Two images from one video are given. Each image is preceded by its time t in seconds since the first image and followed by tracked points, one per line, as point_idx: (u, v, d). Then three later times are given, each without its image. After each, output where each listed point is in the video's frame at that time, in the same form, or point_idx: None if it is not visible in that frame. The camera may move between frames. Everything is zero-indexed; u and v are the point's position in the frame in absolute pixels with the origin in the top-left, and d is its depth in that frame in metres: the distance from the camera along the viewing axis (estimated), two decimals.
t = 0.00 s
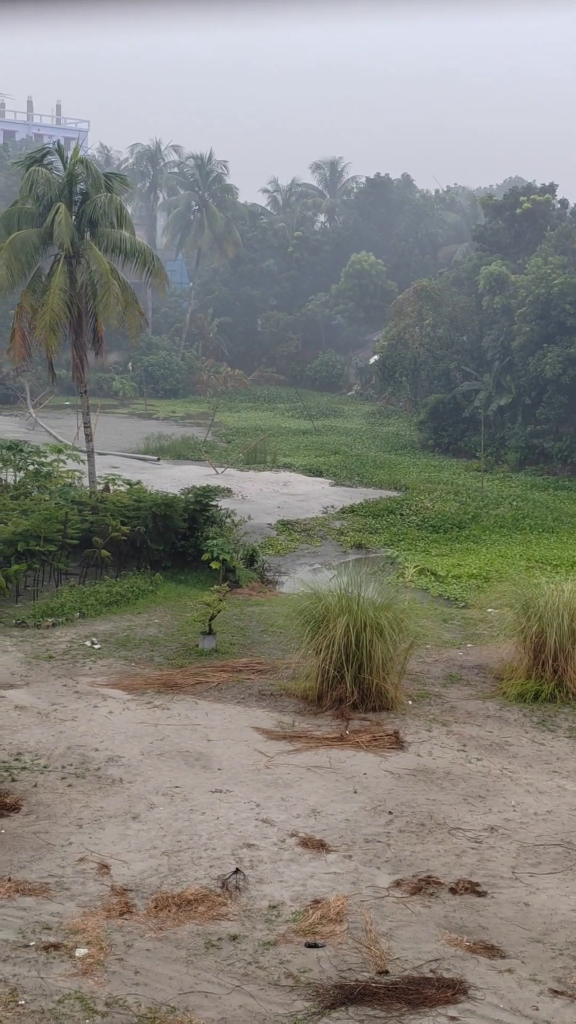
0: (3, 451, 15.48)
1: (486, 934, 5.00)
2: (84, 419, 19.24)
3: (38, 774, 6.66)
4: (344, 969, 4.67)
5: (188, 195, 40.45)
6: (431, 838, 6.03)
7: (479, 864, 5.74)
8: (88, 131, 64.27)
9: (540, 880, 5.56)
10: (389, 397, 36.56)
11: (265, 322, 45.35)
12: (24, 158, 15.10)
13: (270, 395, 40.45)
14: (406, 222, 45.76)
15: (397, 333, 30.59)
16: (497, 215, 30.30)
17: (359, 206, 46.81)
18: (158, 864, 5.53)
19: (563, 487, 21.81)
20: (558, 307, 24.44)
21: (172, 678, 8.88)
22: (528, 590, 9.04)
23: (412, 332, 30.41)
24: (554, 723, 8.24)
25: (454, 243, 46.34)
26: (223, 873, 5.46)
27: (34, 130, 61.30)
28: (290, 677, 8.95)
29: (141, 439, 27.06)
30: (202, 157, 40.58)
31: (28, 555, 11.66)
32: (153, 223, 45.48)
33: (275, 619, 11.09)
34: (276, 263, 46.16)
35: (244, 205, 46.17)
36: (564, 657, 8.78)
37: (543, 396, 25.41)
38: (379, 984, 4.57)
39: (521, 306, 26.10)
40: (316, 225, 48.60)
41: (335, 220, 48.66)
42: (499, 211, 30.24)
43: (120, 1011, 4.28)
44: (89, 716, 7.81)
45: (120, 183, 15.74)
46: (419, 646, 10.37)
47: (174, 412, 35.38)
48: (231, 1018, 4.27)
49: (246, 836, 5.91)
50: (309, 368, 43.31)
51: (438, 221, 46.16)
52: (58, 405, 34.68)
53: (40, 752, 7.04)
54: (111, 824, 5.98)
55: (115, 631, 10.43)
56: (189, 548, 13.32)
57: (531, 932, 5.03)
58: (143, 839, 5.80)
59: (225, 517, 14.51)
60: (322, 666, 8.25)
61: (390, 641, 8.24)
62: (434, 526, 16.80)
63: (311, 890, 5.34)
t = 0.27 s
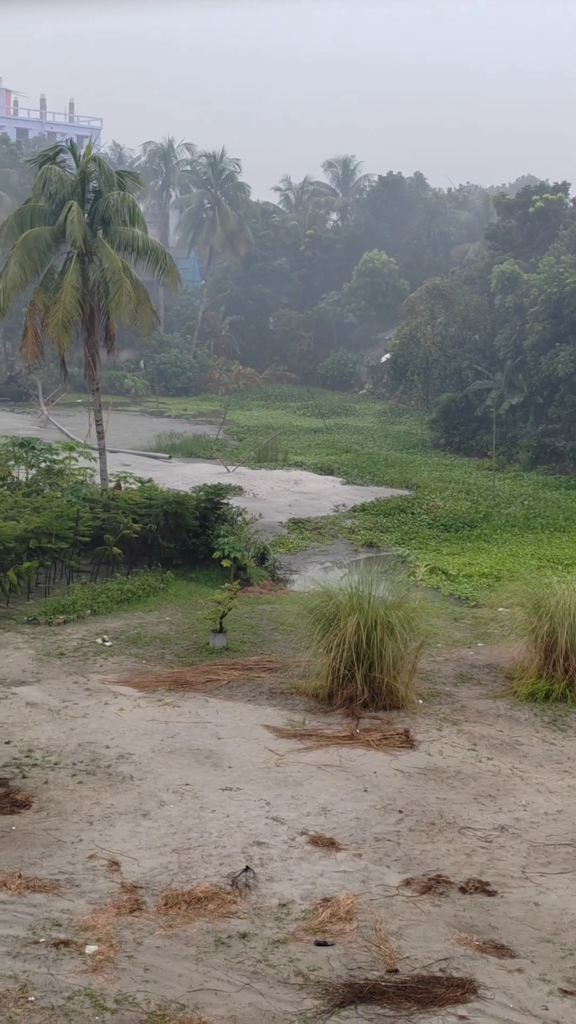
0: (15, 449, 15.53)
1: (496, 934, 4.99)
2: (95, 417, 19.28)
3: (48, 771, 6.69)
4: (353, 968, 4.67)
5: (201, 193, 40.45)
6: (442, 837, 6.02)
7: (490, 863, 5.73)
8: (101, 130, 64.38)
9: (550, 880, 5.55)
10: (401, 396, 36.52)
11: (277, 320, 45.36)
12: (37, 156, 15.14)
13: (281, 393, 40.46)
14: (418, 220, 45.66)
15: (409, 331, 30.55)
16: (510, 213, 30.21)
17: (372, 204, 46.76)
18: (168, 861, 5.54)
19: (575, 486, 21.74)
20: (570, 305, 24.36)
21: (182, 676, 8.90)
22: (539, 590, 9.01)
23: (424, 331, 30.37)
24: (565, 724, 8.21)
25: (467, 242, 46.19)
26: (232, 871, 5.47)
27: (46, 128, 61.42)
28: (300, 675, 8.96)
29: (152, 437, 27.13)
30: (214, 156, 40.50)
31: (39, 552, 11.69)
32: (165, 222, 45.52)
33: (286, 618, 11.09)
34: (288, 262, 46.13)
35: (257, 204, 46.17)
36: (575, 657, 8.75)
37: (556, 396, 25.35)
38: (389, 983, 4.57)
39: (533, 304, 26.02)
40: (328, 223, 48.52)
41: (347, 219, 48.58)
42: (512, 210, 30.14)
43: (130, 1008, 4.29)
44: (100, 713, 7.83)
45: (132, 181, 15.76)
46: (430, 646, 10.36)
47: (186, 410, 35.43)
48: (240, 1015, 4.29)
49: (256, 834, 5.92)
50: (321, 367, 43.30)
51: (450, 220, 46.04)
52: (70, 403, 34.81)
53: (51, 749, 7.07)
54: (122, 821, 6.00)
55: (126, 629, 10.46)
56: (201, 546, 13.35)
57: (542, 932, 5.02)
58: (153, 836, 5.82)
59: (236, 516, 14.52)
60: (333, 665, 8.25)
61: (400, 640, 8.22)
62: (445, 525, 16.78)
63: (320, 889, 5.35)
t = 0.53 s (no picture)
0: (27, 446, 15.58)
1: (505, 933, 4.98)
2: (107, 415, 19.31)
3: (58, 767, 6.71)
4: (362, 966, 4.68)
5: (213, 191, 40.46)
6: (451, 836, 6.02)
7: (499, 862, 5.73)
8: (113, 128, 64.43)
9: (560, 879, 5.54)
10: (412, 394, 36.47)
11: (288, 318, 45.33)
12: (50, 153, 15.15)
13: (292, 390, 40.44)
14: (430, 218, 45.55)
15: (421, 330, 30.49)
16: (523, 211, 30.09)
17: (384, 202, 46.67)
18: (178, 858, 5.56)
19: None
20: None
21: (193, 673, 8.91)
22: (550, 590, 8.98)
23: (436, 330, 30.29)
24: None
25: (480, 240, 46.00)
26: (242, 868, 5.48)
27: (59, 125, 61.52)
28: (310, 673, 8.96)
29: (163, 435, 27.17)
30: (227, 154, 40.45)
31: (50, 549, 11.71)
32: (177, 219, 45.54)
33: (296, 615, 11.09)
34: (300, 259, 46.07)
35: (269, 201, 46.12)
36: None
37: (568, 394, 25.31)
38: (398, 981, 4.57)
39: (546, 303, 25.94)
40: (340, 221, 48.44)
41: (360, 216, 48.49)
42: (524, 208, 30.02)
43: (139, 1005, 4.31)
44: (111, 710, 7.85)
45: (145, 178, 15.77)
46: (440, 644, 10.34)
47: (197, 407, 35.47)
48: (249, 1012, 4.30)
49: (265, 832, 5.92)
50: (333, 365, 43.24)
51: (463, 218, 45.90)
52: (82, 399, 34.90)
53: (61, 745, 7.10)
54: (132, 818, 6.01)
55: (136, 626, 10.46)
56: (211, 543, 13.37)
57: (551, 932, 5.01)
58: (163, 833, 5.83)
59: (247, 513, 14.52)
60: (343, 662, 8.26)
61: (411, 638, 8.22)
62: (456, 524, 16.73)
63: (330, 886, 5.35)
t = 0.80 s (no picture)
0: (38, 444, 15.62)
1: (515, 933, 4.98)
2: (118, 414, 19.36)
3: (69, 765, 6.73)
4: (371, 964, 4.68)
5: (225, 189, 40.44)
6: (461, 835, 6.01)
7: (509, 862, 5.72)
8: (126, 127, 64.54)
9: (570, 880, 5.54)
10: (424, 393, 36.45)
11: (300, 316, 45.32)
12: (63, 151, 15.19)
13: (304, 389, 40.42)
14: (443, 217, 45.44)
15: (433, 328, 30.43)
16: (535, 210, 29.99)
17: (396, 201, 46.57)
18: (187, 855, 5.58)
19: None
20: None
21: (204, 671, 8.93)
22: (561, 589, 8.95)
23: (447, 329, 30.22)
24: None
25: (492, 239, 45.85)
26: (251, 866, 5.49)
27: (72, 124, 61.66)
28: (321, 672, 8.97)
29: (175, 433, 27.21)
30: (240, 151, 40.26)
31: (61, 547, 11.73)
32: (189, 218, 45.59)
33: (307, 613, 11.09)
34: (312, 258, 46.03)
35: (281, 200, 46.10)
36: None
37: None
38: (407, 980, 4.58)
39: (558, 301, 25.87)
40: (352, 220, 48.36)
41: (372, 215, 48.41)
42: (537, 207, 29.93)
43: (149, 1002, 4.33)
44: (122, 708, 7.88)
45: (157, 177, 15.79)
46: (451, 643, 10.33)
47: (209, 405, 35.48)
48: (258, 1010, 4.31)
49: (275, 830, 5.93)
50: (344, 363, 43.20)
51: (475, 216, 45.79)
52: (94, 397, 35.01)
53: (71, 743, 7.13)
54: (142, 815, 6.03)
55: (147, 624, 10.49)
56: (222, 541, 13.39)
57: (561, 932, 5.01)
58: (173, 831, 5.85)
59: (258, 512, 14.53)
60: (353, 661, 8.26)
61: (421, 637, 8.21)
62: (467, 523, 16.69)
63: (340, 885, 5.36)
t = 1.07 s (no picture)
0: (50, 441, 15.67)
1: (524, 932, 4.98)
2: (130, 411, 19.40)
3: (79, 761, 6.76)
4: (380, 962, 4.69)
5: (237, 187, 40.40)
6: (470, 834, 6.01)
7: (518, 861, 5.72)
8: (138, 123, 64.55)
9: None
10: (435, 391, 36.41)
11: (311, 315, 45.29)
12: (75, 148, 15.21)
13: (315, 387, 40.38)
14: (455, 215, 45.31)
15: (444, 327, 30.33)
16: (548, 208, 29.84)
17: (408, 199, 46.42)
18: (197, 852, 5.60)
19: None
20: None
21: (213, 669, 8.95)
22: (572, 589, 8.92)
23: (459, 327, 30.12)
24: None
25: (504, 237, 45.69)
26: (260, 864, 5.51)
27: (84, 120, 61.69)
28: (330, 670, 8.96)
29: (186, 431, 27.24)
30: (251, 149, 40.39)
31: (72, 544, 11.75)
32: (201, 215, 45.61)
33: (317, 611, 11.09)
34: (324, 256, 45.96)
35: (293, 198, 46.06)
36: None
37: None
38: (416, 978, 4.58)
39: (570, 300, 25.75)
40: (364, 218, 48.26)
41: (384, 213, 48.29)
42: (549, 206, 29.78)
43: (158, 998, 4.34)
44: (131, 704, 7.90)
45: (170, 174, 15.79)
46: (461, 643, 10.31)
47: (220, 403, 35.49)
48: (267, 1007, 4.33)
49: (284, 828, 5.94)
50: (355, 361, 43.13)
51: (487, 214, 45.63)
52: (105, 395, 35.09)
53: (81, 739, 7.15)
54: (151, 812, 6.05)
55: (157, 621, 10.51)
56: (233, 538, 13.41)
57: (570, 932, 5.00)
58: (182, 828, 5.87)
59: (269, 510, 14.53)
60: (363, 659, 8.26)
61: (432, 636, 8.20)
62: (478, 523, 16.63)
63: (349, 883, 5.37)
